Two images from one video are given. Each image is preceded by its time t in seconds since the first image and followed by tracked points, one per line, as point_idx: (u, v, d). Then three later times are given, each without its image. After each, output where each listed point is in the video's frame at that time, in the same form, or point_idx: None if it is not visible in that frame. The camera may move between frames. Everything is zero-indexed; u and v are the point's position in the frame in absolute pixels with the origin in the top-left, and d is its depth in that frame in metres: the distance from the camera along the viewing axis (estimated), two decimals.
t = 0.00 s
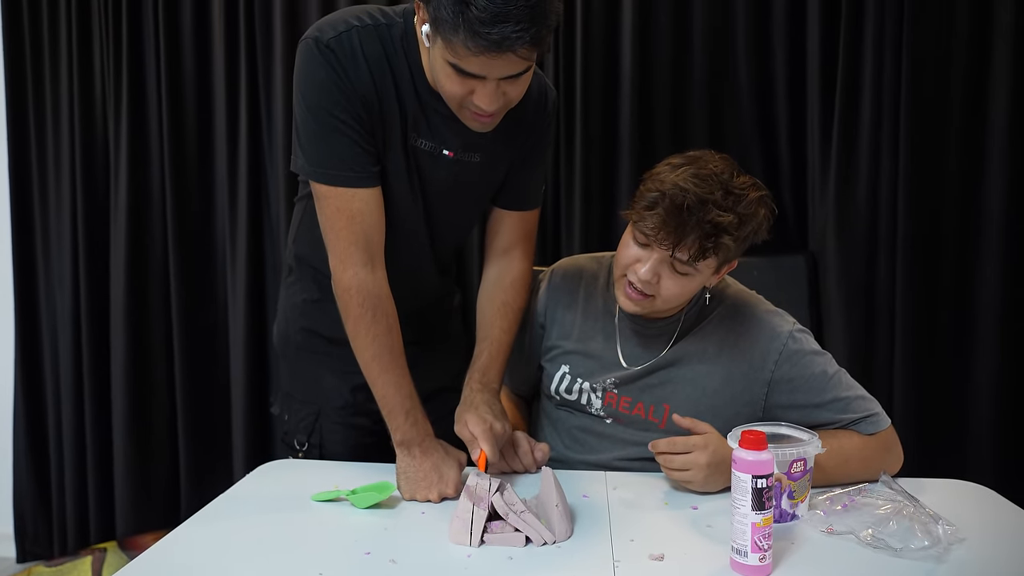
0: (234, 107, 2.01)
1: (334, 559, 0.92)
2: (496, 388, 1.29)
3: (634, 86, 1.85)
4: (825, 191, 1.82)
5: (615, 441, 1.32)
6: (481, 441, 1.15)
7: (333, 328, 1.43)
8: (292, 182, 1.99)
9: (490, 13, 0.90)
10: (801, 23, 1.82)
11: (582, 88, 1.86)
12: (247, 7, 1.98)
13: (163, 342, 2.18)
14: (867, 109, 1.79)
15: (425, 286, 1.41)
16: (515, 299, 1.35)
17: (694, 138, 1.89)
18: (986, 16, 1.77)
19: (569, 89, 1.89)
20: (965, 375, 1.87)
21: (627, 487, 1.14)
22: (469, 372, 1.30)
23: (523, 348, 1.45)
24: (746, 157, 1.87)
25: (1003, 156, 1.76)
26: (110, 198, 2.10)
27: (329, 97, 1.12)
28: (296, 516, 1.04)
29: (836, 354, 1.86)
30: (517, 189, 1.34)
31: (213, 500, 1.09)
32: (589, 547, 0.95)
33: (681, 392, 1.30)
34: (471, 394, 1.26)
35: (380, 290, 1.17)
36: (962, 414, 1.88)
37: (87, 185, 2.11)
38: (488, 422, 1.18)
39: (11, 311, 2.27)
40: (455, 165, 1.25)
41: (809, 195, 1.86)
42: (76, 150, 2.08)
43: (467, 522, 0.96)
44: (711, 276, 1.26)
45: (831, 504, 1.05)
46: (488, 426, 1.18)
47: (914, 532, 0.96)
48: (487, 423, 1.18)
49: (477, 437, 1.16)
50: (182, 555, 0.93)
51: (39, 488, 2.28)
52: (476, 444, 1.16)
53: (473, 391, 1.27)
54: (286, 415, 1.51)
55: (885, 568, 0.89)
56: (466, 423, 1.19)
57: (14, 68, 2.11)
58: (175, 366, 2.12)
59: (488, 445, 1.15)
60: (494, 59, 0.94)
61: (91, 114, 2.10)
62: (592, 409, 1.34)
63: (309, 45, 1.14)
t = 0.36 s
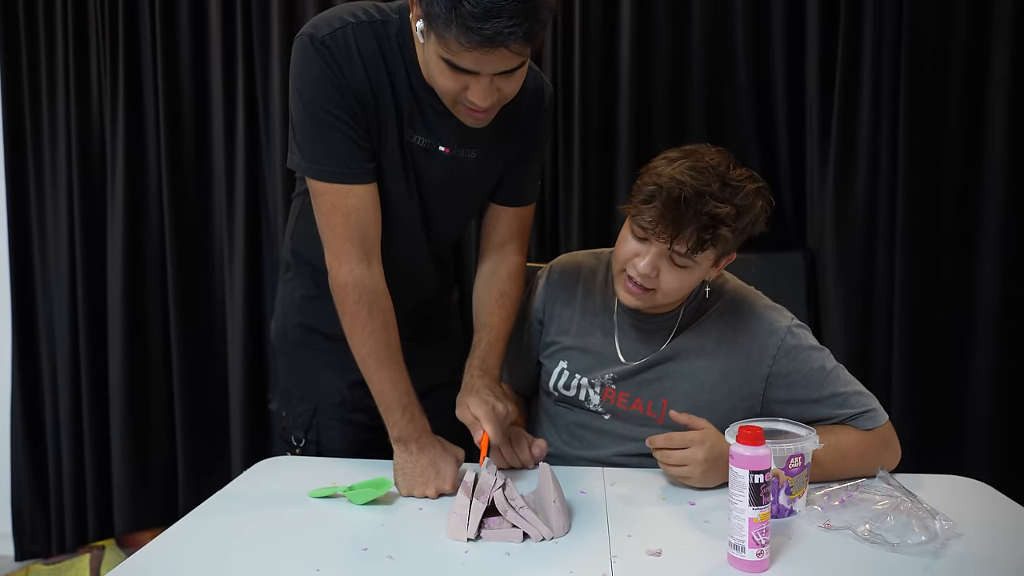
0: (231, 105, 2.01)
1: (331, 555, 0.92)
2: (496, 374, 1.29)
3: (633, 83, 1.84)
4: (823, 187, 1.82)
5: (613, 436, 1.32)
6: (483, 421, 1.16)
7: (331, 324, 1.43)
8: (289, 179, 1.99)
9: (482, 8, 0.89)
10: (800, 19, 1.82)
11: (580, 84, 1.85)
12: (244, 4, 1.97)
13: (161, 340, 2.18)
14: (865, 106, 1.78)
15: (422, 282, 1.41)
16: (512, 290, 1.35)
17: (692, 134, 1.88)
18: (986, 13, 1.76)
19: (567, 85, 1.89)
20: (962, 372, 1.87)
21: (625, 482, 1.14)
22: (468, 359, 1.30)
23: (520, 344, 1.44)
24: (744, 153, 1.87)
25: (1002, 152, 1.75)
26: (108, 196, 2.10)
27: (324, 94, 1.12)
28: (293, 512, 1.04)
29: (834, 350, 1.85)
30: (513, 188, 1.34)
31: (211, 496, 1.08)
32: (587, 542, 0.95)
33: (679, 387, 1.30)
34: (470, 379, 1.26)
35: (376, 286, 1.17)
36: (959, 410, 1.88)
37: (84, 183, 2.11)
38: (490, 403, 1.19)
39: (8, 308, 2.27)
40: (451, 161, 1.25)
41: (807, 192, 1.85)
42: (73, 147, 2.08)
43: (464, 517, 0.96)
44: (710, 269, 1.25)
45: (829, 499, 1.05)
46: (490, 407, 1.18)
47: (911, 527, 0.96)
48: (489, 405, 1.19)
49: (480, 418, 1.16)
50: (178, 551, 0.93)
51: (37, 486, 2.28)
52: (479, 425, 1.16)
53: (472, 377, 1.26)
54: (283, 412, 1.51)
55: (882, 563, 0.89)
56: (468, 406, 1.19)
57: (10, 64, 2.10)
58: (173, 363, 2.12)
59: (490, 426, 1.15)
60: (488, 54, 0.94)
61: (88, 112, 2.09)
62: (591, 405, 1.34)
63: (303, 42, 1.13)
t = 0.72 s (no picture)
0: (226, 98, 1.99)
1: (328, 549, 0.91)
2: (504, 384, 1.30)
3: (630, 74, 1.83)
4: (821, 178, 1.81)
5: (612, 429, 1.32)
6: (501, 439, 1.16)
7: (328, 317, 1.42)
8: (285, 173, 1.97)
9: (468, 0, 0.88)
10: (798, 9, 1.81)
11: (577, 75, 1.84)
12: None
13: (158, 334, 2.17)
14: (863, 96, 1.78)
15: (419, 275, 1.40)
16: (512, 290, 1.35)
17: (689, 125, 1.88)
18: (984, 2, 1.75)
19: (565, 77, 1.88)
20: (960, 363, 1.87)
21: (623, 474, 1.13)
22: (476, 369, 1.30)
23: (519, 336, 1.44)
24: (741, 144, 1.86)
25: (1000, 142, 1.75)
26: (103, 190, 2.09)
27: (316, 87, 1.11)
28: (291, 506, 1.03)
29: (832, 342, 1.85)
30: (506, 182, 1.34)
31: (208, 491, 1.08)
32: (586, 535, 0.94)
33: (677, 380, 1.30)
34: (481, 392, 1.26)
35: (371, 280, 1.16)
36: (957, 401, 1.88)
37: (79, 177, 2.10)
38: (506, 419, 1.19)
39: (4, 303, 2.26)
40: (446, 155, 1.24)
41: (805, 183, 1.85)
42: (68, 142, 2.07)
43: (463, 511, 0.96)
44: (707, 259, 1.25)
45: (827, 491, 1.05)
46: (506, 424, 1.18)
47: (909, 518, 0.96)
48: (505, 421, 1.19)
49: (497, 436, 1.16)
50: (176, 546, 0.93)
51: (35, 481, 2.28)
52: (496, 443, 1.16)
53: (481, 391, 1.26)
54: (281, 405, 1.50)
55: (881, 554, 0.89)
56: (484, 422, 1.19)
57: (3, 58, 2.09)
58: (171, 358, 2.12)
59: (508, 442, 1.15)
60: (475, 47, 0.93)
61: (82, 106, 2.08)
62: (588, 398, 1.34)
63: (295, 34, 1.12)
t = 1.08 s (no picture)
0: (214, 109, 1.98)
1: (317, 567, 0.90)
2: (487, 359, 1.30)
3: (620, 85, 1.84)
4: (811, 190, 1.82)
5: (604, 444, 1.31)
6: (475, 408, 1.17)
7: (318, 331, 1.41)
8: (275, 185, 1.97)
9: (445, 7, 0.88)
10: (786, 22, 1.82)
11: (568, 88, 1.85)
12: (227, 7, 1.95)
13: (146, 348, 2.15)
14: (852, 107, 1.78)
15: (410, 288, 1.40)
16: (505, 280, 1.36)
17: (680, 138, 1.88)
18: (969, 13, 1.77)
19: (556, 90, 1.88)
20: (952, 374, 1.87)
21: (616, 490, 1.13)
22: (460, 343, 1.31)
23: (509, 348, 1.43)
24: (732, 156, 1.86)
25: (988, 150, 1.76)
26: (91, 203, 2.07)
27: (299, 101, 1.10)
28: (280, 523, 1.02)
29: (824, 354, 1.85)
30: (505, 185, 1.33)
31: (197, 507, 1.07)
32: (579, 552, 0.93)
33: (669, 394, 1.29)
34: (463, 363, 1.27)
35: (359, 294, 1.15)
36: (950, 413, 1.88)
37: (67, 189, 2.08)
38: (481, 390, 1.20)
39: None
40: (435, 164, 1.23)
41: (796, 195, 1.85)
42: (56, 154, 2.05)
43: (454, 529, 0.94)
44: (691, 268, 1.25)
45: (822, 505, 1.04)
46: (482, 394, 1.19)
47: (905, 533, 0.96)
48: (481, 391, 1.20)
49: (472, 404, 1.17)
50: (163, 563, 0.91)
51: (20, 497, 2.25)
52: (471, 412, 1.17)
53: (464, 360, 1.28)
54: (272, 420, 1.49)
55: (878, 570, 0.88)
56: (461, 393, 1.20)
57: None
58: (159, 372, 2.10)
59: (481, 411, 1.16)
60: (455, 52, 0.92)
61: (70, 117, 2.07)
62: (580, 413, 1.33)
63: (277, 48, 1.11)
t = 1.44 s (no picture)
0: (212, 114, 1.98)
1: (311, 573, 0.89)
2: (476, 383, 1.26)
3: (618, 92, 1.84)
4: (807, 198, 1.82)
5: (600, 449, 1.31)
6: (471, 441, 1.12)
7: (313, 335, 1.41)
8: (272, 190, 1.96)
9: (441, 16, 0.88)
10: (784, 30, 1.83)
11: (565, 95, 1.85)
12: (226, 12, 1.95)
13: (141, 352, 2.14)
14: (848, 116, 1.79)
15: (406, 293, 1.39)
16: (495, 296, 1.33)
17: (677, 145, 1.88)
18: (964, 23, 1.78)
19: (553, 97, 1.89)
20: (947, 383, 1.87)
21: (612, 496, 1.12)
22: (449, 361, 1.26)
23: (505, 352, 1.43)
24: (728, 163, 1.87)
25: (983, 159, 1.77)
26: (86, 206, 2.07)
27: (294, 104, 1.10)
28: (274, 528, 1.01)
29: (820, 362, 1.85)
30: (498, 197, 1.33)
31: (190, 512, 1.06)
32: (574, 558, 0.93)
33: (665, 401, 1.29)
34: (452, 386, 1.21)
35: (354, 300, 1.15)
36: (945, 421, 1.88)
37: (63, 192, 2.08)
38: (479, 420, 1.16)
39: None
40: (433, 171, 1.23)
41: (792, 202, 1.86)
42: (52, 156, 2.05)
43: (448, 535, 0.94)
44: (683, 270, 1.25)
45: (817, 512, 1.04)
46: (479, 424, 1.15)
47: (900, 540, 0.96)
48: (478, 421, 1.15)
49: (467, 436, 1.13)
50: (155, 569, 0.91)
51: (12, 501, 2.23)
52: (465, 444, 1.13)
53: (450, 384, 1.22)
54: (265, 425, 1.48)
55: None
56: (455, 419, 1.15)
57: None
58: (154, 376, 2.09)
59: (478, 444, 1.12)
60: (451, 61, 0.92)
61: (67, 120, 2.07)
62: (575, 419, 1.33)
63: (274, 51, 1.11)
